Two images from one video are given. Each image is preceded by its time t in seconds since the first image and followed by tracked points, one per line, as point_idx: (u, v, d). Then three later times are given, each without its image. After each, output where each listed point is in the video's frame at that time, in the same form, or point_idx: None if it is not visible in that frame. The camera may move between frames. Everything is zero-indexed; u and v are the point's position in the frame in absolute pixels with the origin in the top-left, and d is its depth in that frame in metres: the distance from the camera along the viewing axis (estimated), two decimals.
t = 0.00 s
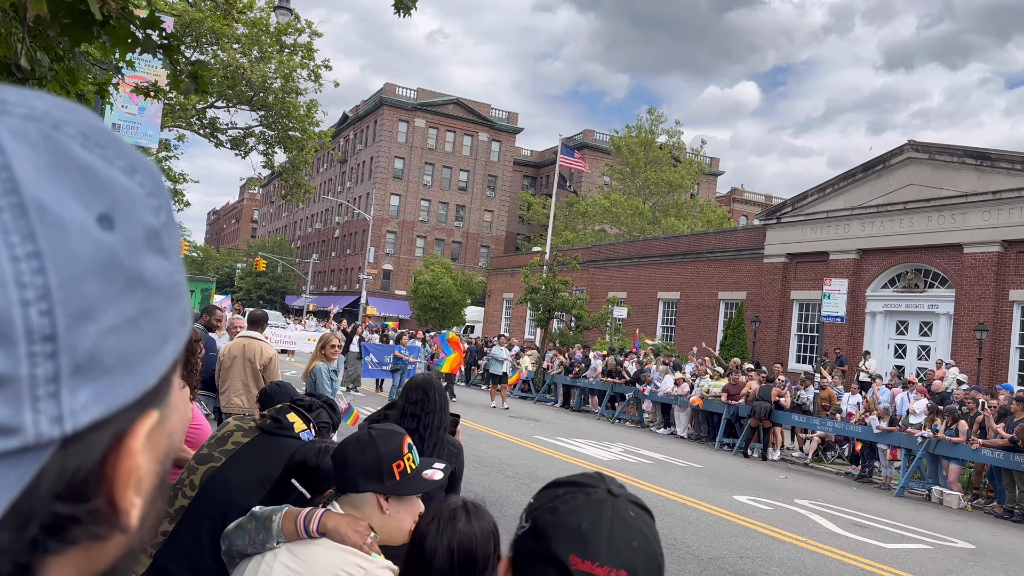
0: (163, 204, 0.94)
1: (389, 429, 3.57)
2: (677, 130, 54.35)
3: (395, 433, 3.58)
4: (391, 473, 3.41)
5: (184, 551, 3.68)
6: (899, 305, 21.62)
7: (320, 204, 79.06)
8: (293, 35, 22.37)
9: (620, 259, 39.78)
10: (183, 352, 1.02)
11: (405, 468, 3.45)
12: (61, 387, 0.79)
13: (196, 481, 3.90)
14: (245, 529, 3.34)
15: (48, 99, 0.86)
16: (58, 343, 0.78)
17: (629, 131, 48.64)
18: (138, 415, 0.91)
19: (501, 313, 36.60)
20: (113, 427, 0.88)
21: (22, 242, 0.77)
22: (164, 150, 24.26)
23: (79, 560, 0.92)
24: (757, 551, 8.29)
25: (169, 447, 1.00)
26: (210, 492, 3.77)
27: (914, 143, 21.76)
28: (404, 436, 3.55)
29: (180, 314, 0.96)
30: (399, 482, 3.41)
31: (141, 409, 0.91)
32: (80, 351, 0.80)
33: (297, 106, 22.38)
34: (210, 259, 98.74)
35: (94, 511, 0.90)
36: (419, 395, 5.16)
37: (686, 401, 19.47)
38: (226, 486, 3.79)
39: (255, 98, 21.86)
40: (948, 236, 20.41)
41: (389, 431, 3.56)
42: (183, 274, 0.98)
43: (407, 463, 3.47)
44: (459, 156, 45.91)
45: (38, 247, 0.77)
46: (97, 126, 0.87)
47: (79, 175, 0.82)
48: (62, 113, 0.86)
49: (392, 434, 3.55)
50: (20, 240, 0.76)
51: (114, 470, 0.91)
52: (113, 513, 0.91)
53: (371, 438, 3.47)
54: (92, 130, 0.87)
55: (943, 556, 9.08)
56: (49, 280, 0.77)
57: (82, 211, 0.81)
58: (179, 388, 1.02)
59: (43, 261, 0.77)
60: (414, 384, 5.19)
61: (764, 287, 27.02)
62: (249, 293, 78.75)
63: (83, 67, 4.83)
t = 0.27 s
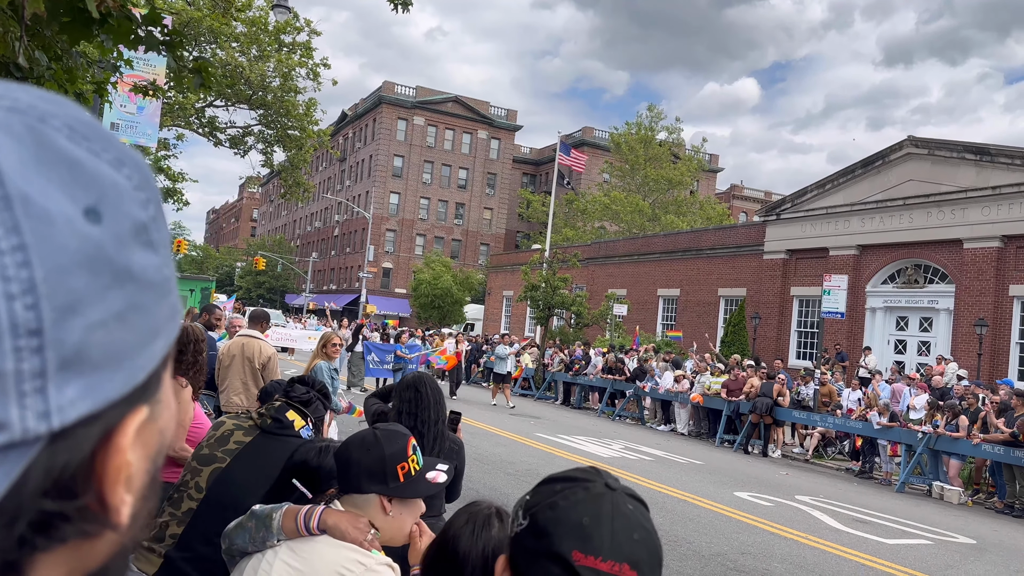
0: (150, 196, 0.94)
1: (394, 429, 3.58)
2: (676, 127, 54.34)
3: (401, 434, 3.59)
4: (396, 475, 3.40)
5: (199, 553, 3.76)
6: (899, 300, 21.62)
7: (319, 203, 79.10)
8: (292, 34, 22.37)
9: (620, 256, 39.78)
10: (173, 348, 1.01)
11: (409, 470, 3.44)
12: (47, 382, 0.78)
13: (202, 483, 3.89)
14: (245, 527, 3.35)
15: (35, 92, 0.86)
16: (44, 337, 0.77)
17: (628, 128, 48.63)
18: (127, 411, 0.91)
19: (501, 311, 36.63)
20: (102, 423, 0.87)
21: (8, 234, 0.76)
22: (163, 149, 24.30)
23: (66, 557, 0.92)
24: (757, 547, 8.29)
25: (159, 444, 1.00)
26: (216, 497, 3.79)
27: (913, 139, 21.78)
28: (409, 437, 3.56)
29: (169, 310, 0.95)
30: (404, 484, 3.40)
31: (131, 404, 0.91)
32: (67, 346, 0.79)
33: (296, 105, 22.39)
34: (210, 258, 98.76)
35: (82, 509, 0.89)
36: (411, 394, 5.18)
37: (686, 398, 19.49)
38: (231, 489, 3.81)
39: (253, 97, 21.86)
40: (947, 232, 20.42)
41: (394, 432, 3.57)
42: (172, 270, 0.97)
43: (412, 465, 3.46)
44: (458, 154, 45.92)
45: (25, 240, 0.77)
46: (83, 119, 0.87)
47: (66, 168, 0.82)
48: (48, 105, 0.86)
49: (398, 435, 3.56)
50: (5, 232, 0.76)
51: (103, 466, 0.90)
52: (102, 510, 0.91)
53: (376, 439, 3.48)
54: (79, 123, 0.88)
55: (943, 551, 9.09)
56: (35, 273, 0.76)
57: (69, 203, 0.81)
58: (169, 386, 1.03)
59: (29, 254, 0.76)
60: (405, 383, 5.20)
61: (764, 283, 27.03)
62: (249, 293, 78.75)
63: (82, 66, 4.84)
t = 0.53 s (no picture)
0: (147, 196, 0.94)
1: (395, 430, 3.58)
2: (675, 123, 54.32)
3: (403, 436, 3.59)
4: (395, 478, 3.40)
5: (212, 555, 3.76)
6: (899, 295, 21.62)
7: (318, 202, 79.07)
8: (289, 33, 22.34)
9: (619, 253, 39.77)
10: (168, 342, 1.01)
11: (409, 472, 3.43)
12: (60, 372, 0.78)
13: (208, 484, 3.93)
14: (242, 526, 3.36)
15: (34, 91, 0.87)
16: (57, 329, 0.78)
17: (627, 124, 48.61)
18: (128, 404, 0.91)
19: (501, 308, 36.64)
20: (107, 414, 0.87)
21: (22, 230, 0.77)
22: (162, 150, 24.28)
23: (65, 551, 0.89)
24: (759, 542, 8.30)
25: (153, 437, 1.00)
26: (220, 496, 3.81)
27: (912, 133, 21.77)
28: (409, 439, 3.55)
29: (168, 305, 0.96)
30: (402, 486, 3.40)
31: (133, 397, 0.91)
32: (77, 337, 0.79)
33: (294, 105, 22.36)
34: (209, 258, 98.72)
35: (86, 499, 0.89)
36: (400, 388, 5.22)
37: (687, 394, 19.50)
38: (234, 488, 3.82)
39: (252, 97, 21.83)
40: (947, 226, 20.43)
41: (395, 433, 3.56)
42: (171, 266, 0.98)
43: (412, 468, 3.45)
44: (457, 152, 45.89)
45: (38, 235, 0.78)
46: (85, 118, 0.87)
47: (71, 165, 0.82)
48: (48, 105, 0.86)
49: (398, 436, 3.56)
50: (21, 228, 0.77)
51: (106, 457, 0.90)
52: (104, 502, 0.91)
53: (377, 439, 3.48)
54: (78, 121, 0.88)
55: (945, 544, 9.10)
56: (50, 267, 0.77)
57: (75, 199, 0.81)
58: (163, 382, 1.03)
59: (43, 248, 0.77)
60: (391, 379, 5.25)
61: (764, 279, 27.03)
62: (249, 292, 78.73)
63: (79, 67, 4.84)
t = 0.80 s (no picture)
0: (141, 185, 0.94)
1: (392, 426, 3.57)
2: (674, 119, 54.29)
3: (400, 433, 3.58)
4: (393, 473, 3.39)
5: (212, 555, 3.78)
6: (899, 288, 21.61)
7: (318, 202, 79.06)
8: (286, 33, 22.31)
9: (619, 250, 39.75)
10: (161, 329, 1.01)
11: (408, 468, 3.42)
12: (65, 357, 0.79)
13: (208, 485, 3.92)
14: (244, 527, 3.35)
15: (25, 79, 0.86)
16: (63, 314, 0.78)
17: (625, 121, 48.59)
18: (125, 390, 0.91)
19: (501, 306, 36.65)
20: (107, 399, 0.88)
21: (28, 216, 0.77)
22: (160, 152, 24.26)
23: (67, 538, 0.91)
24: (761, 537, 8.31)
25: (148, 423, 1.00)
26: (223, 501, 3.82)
27: (911, 127, 21.75)
28: (407, 435, 3.54)
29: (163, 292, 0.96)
30: (402, 482, 3.39)
31: (131, 383, 0.92)
32: (81, 323, 0.80)
33: (292, 105, 22.33)
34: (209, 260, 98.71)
35: (88, 481, 0.90)
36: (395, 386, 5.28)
37: (688, 390, 19.50)
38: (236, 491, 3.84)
39: (249, 98, 21.80)
40: (946, 219, 20.42)
41: (393, 430, 3.56)
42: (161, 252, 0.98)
43: (410, 463, 3.44)
44: (455, 151, 45.86)
45: (43, 222, 0.77)
46: (75, 111, 0.85)
47: (67, 157, 0.82)
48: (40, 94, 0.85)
49: (396, 433, 3.55)
50: (26, 214, 0.77)
51: (104, 442, 0.91)
52: (103, 485, 0.92)
53: (374, 436, 3.47)
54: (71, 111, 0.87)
55: (947, 537, 9.11)
56: (55, 254, 0.77)
57: (74, 188, 0.81)
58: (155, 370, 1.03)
59: (49, 235, 0.77)
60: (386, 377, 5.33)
61: (764, 274, 27.02)
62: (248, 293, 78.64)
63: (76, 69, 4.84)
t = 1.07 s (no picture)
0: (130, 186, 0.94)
1: (397, 427, 3.58)
2: (672, 117, 54.26)
3: (405, 434, 3.58)
4: (399, 475, 3.40)
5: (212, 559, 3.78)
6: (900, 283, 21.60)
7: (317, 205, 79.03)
8: (283, 36, 22.28)
9: (620, 248, 39.75)
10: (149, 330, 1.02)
11: (414, 469, 3.45)
12: (55, 357, 0.79)
13: (206, 491, 3.97)
14: (249, 530, 3.35)
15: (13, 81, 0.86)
16: (53, 314, 0.78)
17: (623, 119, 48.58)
18: (116, 392, 0.92)
19: (502, 306, 36.64)
20: (98, 399, 0.88)
21: (16, 218, 0.77)
22: (158, 157, 24.24)
23: (61, 538, 0.94)
24: (765, 533, 8.30)
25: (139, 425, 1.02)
26: (217, 508, 3.85)
27: (909, 121, 21.74)
28: (412, 436, 3.56)
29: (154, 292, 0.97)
30: (407, 482, 3.41)
31: (121, 384, 0.93)
32: (71, 323, 0.80)
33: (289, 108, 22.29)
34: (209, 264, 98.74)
35: (79, 483, 0.91)
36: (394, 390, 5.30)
37: (690, 388, 19.48)
38: (230, 498, 3.85)
39: (247, 101, 21.77)
40: (946, 213, 20.41)
41: (398, 431, 3.56)
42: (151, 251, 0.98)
43: (416, 464, 3.47)
44: (454, 152, 45.84)
45: (32, 222, 0.78)
46: (60, 113, 0.85)
47: (54, 158, 0.82)
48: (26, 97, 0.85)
49: (401, 434, 3.56)
50: (13, 215, 0.77)
51: (95, 444, 0.92)
52: (94, 485, 0.94)
53: (379, 437, 3.47)
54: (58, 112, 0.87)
55: (951, 531, 9.10)
56: (44, 254, 0.77)
57: (61, 189, 0.81)
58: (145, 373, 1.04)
59: (37, 237, 0.78)
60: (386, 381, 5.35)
61: (764, 270, 27.01)
62: (249, 297, 78.66)
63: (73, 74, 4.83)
